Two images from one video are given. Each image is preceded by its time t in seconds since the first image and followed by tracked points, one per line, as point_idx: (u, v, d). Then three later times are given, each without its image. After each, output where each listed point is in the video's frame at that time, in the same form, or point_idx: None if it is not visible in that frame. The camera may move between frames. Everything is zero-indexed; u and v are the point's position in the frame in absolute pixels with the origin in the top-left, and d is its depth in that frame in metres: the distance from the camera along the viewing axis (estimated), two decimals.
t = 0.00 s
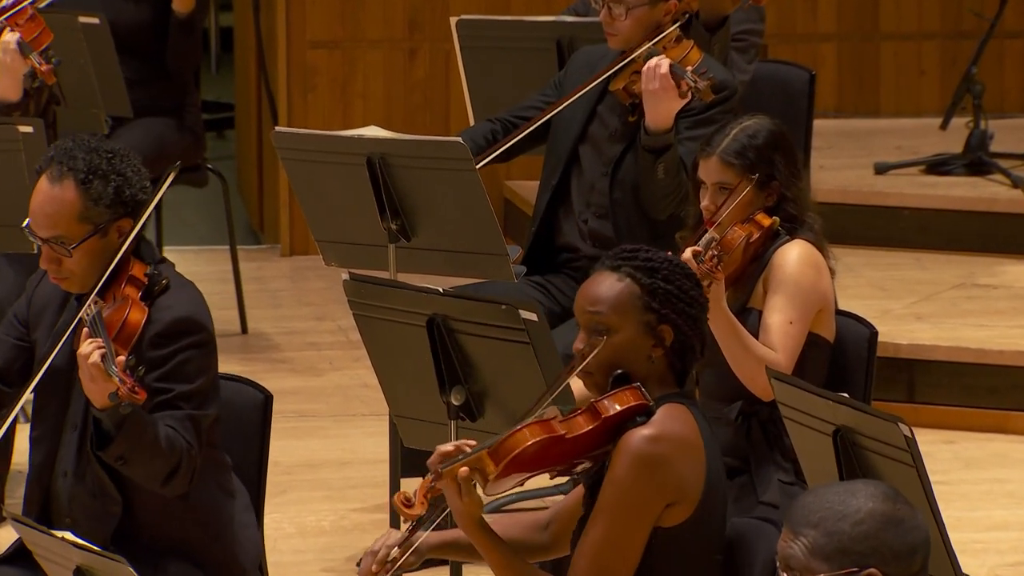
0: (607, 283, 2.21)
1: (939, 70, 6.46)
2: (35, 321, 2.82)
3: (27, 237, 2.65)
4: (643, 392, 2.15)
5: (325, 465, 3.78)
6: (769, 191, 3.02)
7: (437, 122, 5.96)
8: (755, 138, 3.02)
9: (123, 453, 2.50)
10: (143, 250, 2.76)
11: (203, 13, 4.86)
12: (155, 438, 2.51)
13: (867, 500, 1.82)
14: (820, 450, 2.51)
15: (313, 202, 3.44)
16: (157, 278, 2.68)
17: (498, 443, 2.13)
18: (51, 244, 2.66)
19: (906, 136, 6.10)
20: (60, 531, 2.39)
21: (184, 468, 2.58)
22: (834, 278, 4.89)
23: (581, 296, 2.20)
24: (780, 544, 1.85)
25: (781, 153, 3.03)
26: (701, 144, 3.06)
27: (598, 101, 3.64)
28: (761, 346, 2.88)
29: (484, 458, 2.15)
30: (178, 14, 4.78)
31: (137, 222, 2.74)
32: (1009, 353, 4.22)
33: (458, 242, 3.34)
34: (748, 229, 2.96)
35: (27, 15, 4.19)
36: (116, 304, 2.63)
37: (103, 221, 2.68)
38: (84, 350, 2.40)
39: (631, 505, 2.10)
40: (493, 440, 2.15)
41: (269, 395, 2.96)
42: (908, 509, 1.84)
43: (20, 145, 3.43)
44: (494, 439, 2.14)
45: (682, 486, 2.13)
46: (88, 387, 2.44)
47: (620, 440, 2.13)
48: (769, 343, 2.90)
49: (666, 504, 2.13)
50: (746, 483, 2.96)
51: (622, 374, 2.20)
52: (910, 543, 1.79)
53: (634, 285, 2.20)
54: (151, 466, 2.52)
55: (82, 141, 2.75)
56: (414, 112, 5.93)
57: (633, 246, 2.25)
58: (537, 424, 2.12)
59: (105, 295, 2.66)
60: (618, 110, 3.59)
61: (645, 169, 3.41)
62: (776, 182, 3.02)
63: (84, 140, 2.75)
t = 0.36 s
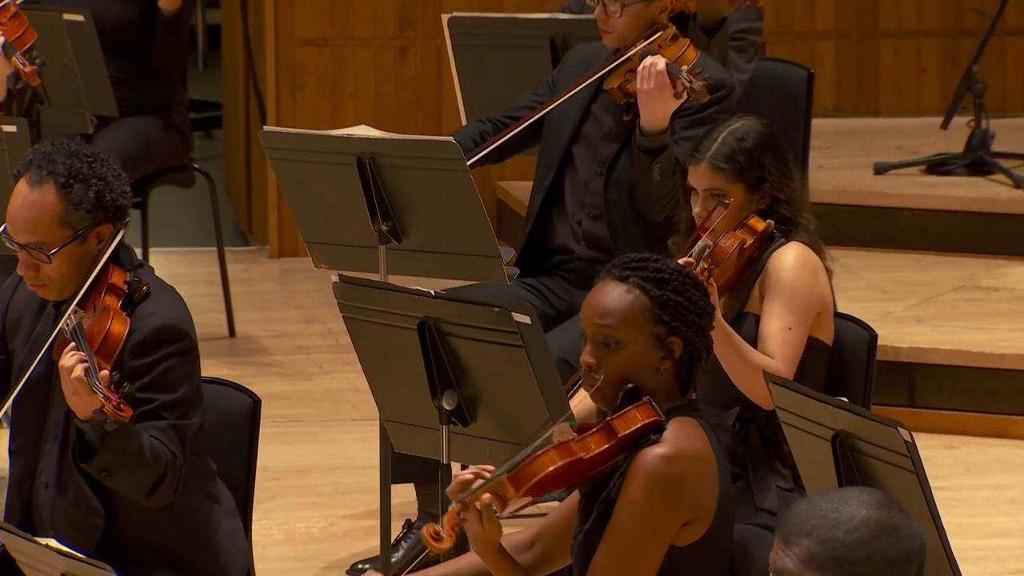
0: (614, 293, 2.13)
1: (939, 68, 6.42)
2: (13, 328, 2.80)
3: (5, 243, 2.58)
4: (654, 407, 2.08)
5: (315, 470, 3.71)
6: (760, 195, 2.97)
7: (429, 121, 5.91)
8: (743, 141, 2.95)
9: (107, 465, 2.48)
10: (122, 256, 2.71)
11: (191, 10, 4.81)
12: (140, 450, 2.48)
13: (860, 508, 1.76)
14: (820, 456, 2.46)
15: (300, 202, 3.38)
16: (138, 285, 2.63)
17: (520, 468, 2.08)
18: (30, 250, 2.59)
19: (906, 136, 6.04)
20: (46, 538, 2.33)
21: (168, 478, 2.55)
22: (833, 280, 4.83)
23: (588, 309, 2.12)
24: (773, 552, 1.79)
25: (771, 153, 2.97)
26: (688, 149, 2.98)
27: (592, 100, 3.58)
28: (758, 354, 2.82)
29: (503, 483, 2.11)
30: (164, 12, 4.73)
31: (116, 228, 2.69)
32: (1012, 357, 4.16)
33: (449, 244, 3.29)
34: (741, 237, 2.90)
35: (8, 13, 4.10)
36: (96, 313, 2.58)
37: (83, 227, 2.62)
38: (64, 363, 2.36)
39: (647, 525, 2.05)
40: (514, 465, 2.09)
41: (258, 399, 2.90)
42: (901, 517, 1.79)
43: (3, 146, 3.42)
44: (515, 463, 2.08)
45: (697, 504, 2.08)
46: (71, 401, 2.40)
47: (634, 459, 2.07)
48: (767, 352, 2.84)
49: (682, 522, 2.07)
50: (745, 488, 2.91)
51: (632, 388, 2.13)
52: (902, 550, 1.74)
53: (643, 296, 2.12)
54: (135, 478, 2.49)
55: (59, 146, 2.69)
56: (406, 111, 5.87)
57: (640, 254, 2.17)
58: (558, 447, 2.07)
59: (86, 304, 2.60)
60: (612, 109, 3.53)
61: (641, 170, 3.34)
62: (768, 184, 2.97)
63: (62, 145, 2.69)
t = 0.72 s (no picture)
0: (618, 309, 2.09)
1: (940, 67, 6.38)
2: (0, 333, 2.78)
3: None
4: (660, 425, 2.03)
5: (304, 476, 3.66)
6: (753, 200, 2.92)
7: (421, 120, 5.85)
8: (732, 148, 2.89)
9: (95, 475, 2.43)
10: (108, 259, 2.65)
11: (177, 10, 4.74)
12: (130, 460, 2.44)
13: (855, 516, 1.71)
14: (817, 461, 2.41)
15: (289, 202, 3.32)
16: (124, 290, 2.57)
17: (546, 502, 2.03)
18: (13, 261, 2.55)
19: (906, 136, 5.99)
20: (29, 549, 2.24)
21: (157, 487, 2.51)
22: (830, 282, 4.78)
23: (593, 326, 2.08)
24: (768, 562, 1.74)
25: (761, 158, 2.92)
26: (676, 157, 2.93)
27: (586, 100, 3.52)
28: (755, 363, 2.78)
29: (532, 515, 2.04)
30: (150, 12, 4.67)
31: (99, 233, 2.63)
32: (1013, 362, 4.11)
33: (440, 246, 3.23)
34: (735, 246, 2.86)
35: None
36: (82, 320, 2.51)
37: (65, 234, 2.56)
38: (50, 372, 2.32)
39: (662, 551, 1.98)
40: (541, 497, 2.04)
41: (246, 404, 2.85)
42: (898, 523, 1.73)
43: None
44: (540, 497, 2.04)
45: (710, 525, 2.02)
46: (58, 410, 2.34)
47: (644, 484, 2.01)
48: (763, 361, 2.80)
49: (697, 546, 2.01)
50: (740, 495, 2.86)
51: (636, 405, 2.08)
52: (900, 558, 1.68)
53: (648, 311, 2.09)
54: (123, 488, 2.45)
55: (38, 153, 2.63)
56: (396, 110, 5.82)
57: (642, 268, 2.14)
58: (581, 477, 2.03)
59: (71, 310, 2.55)
60: (606, 109, 3.47)
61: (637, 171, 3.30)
62: (760, 189, 2.91)
63: (40, 152, 2.63)
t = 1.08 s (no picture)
0: (585, 319, 2.02)
1: (943, 62, 6.39)
2: None
3: None
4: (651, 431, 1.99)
5: (297, 479, 3.61)
6: (757, 198, 2.86)
7: (417, 116, 5.80)
8: (735, 146, 2.85)
9: (85, 464, 2.36)
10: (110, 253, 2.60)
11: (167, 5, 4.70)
12: (120, 449, 2.37)
13: (858, 519, 1.65)
14: (818, 464, 2.36)
15: (280, 199, 3.26)
16: (127, 281, 2.51)
17: (569, 521, 1.98)
18: (17, 244, 2.51)
19: (909, 133, 5.94)
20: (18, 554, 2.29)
21: (148, 482, 2.43)
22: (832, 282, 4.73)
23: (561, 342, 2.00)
24: (769, 567, 1.69)
25: (764, 155, 2.86)
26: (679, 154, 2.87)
27: (584, 97, 3.47)
28: (760, 368, 2.74)
29: (557, 534, 1.97)
30: (139, 7, 4.63)
31: (104, 223, 2.58)
32: (1019, 362, 4.06)
33: (437, 244, 3.17)
34: (743, 248, 2.81)
35: None
36: (82, 307, 2.47)
37: (71, 220, 2.52)
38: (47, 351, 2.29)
39: (672, 560, 1.93)
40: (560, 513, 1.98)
41: (240, 405, 2.80)
42: (902, 526, 1.68)
43: None
44: (560, 516, 1.98)
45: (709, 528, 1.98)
46: (52, 392, 2.31)
47: (643, 492, 1.96)
48: (770, 364, 2.75)
49: (700, 551, 1.97)
50: (742, 500, 2.82)
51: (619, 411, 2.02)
52: (904, 561, 1.62)
53: (616, 318, 2.02)
54: (114, 479, 2.38)
55: (47, 137, 2.60)
56: (391, 108, 5.77)
57: (602, 274, 2.06)
58: (599, 490, 1.98)
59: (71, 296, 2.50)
60: (604, 105, 3.41)
61: (636, 166, 3.24)
62: (765, 188, 2.86)
63: (48, 137, 2.59)
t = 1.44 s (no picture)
0: (552, 318, 2.03)
1: (947, 53, 6.40)
2: None
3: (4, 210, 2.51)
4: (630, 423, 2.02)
5: (294, 474, 3.58)
6: (764, 193, 2.89)
7: (414, 108, 5.77)
8: (744, 140, 2.86)
9: (89, 437, 2.38)
10: (123, 240, 2.60)
11: None
12: (123, 425, 2.39)
13: (860, 513, 1.62)
14: (820, 459, 2.34)
15: (277, 193, 3.23)
16: (137, 266, 2.52)
17: (552, 512, 1.99)
18: (29, 220, 2.51)
19: (911, 125, 5.91)
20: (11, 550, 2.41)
21: (149, 464, 2.44)
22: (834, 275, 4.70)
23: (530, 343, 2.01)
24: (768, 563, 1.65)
25: (773, 149, 2.88)
26: (687, 147, 2.90)
27: (585, 87, 3.43)
28: (770, 366, 2.74)
29: (541, 527, 1.98)
30: None
31: (118, 206, 2.59)
32: None
33: (436, 237, 3.14)
34: (753, 246, 2.83)
35: None
36: (93, 284, 2.48)
37: (86, 199, 2.54)
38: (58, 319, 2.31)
39: (657, 551, 1.97)
40: (544, 506, 1.99)
41: (235, 399, 2.78)
42: (901, 522, 1.65)
43: None
44: (543, 507, 1.99)
45: (691, 519, 2.02)
46: (61, 360, 2.34)
47: (627, 484, 1.99)
48: (779, 363, 2.76)
49: (683, 543, 2.00)
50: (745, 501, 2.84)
51: (594, 405, 2.04)
52: (906, 558, 1.61)
53: (583, 314, 2.03)
54: (116, 456, 2.39)
55: (66, 115, 2.61)
56: (387, 100, 5.74)
57: (566, 271, 2.07)
58: (582, 481, 1.99)
59: (82, 274, 2.51)
60: (605, 97, 3.38)
61: (637, 159, 3.20)
62: (773, 183, 2.89)
63: (67, 116, 2.61)
